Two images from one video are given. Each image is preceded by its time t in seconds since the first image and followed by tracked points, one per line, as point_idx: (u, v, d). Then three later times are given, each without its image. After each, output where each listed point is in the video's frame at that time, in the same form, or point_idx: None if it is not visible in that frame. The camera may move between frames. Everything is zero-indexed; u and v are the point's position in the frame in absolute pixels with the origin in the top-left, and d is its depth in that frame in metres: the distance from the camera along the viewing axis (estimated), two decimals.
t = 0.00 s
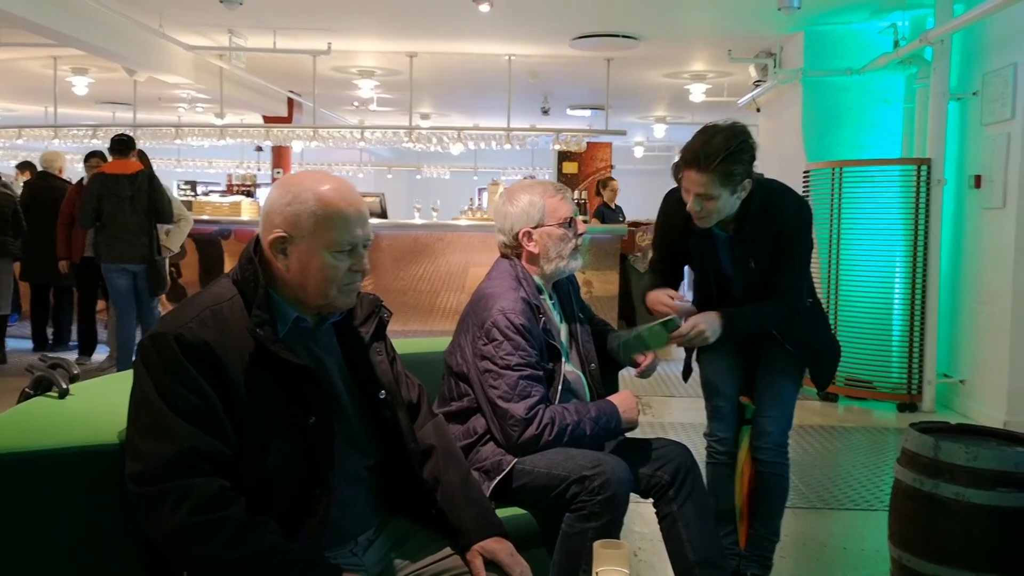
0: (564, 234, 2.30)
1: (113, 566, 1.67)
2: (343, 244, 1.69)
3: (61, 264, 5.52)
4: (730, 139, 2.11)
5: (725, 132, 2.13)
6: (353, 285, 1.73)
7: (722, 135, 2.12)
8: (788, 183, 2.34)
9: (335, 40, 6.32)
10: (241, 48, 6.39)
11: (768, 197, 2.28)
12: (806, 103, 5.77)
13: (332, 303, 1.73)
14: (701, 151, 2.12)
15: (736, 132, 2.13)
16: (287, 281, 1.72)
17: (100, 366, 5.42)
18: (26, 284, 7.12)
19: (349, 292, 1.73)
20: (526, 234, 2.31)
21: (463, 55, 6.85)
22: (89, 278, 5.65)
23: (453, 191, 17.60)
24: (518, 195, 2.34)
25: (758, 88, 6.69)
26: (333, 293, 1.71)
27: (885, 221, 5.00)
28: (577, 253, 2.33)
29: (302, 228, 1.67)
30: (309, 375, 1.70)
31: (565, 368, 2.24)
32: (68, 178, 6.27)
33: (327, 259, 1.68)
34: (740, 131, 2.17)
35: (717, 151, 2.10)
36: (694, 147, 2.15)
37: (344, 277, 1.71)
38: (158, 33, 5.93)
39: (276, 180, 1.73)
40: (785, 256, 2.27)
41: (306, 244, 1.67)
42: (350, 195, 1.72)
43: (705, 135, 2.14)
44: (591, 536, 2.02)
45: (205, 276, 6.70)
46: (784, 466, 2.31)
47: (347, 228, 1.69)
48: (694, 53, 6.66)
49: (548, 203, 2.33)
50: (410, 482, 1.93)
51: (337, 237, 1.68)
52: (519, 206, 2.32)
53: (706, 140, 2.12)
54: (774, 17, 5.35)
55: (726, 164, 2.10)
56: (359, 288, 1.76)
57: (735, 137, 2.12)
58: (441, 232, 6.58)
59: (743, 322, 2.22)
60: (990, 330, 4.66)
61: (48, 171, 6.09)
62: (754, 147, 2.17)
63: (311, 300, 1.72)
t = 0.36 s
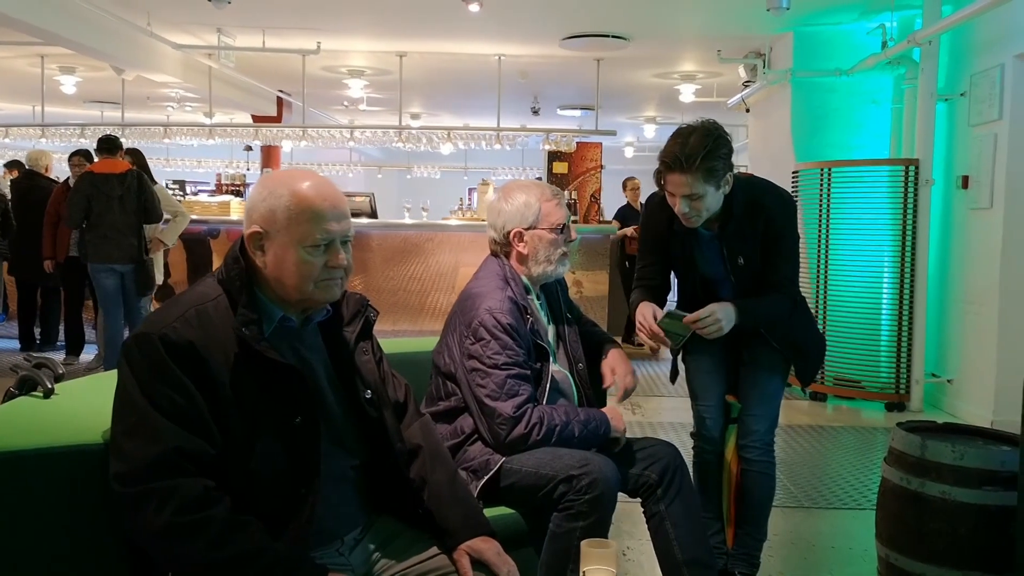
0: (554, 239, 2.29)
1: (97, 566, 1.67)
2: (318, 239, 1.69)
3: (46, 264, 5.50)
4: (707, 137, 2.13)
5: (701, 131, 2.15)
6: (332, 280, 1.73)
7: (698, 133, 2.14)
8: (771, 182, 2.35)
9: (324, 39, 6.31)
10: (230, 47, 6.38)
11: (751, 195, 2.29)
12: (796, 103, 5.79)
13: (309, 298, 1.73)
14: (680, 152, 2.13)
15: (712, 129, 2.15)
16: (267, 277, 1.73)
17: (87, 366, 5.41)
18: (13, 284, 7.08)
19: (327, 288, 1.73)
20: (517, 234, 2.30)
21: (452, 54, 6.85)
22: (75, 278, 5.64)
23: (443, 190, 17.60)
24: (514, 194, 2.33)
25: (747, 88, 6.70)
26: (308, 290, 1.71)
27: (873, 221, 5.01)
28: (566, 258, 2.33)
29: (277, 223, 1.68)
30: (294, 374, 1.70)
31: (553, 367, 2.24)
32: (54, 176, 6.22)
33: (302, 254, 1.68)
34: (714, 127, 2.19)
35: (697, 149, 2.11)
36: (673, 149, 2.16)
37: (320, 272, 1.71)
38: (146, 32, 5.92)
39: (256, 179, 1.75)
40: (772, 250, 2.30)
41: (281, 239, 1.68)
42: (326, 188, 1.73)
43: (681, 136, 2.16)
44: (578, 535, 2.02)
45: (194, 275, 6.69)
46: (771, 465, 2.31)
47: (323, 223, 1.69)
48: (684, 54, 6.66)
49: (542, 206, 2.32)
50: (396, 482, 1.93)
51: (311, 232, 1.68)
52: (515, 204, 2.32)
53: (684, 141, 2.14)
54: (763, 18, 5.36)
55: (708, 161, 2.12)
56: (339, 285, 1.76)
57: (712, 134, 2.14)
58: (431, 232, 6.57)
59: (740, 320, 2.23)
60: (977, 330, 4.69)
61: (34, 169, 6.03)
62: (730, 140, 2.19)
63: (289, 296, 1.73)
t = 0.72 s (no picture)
0: (545, 244, 2.29)
1: (82, 567, 1.66)
2: (295, 236, 1.69)
3: (30, 265, 5.51)
4: (687, 145, 2.13)
5: (680, 139, 2.15)
6: (313, 279, 1.73)
7: (677, 142, 2.15)
8: (754, 182, 2.36)
9: (314, 39, 6.29)
10: (219, 46, 6.36)
11: (734, 195, 2.30)
12: (785, 104, 5.80)
13: (289, 297, 1.73)
14: (662, 162, 2.14)
15: (691, 136, 2.15)
16: (249, 276, 1.74)
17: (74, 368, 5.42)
18: None
19: (310, 287, 1.73)
20: (508, 235, 2.30)
21: (442, 55, 6.84)
22: (59, 278, 5.71)
23: (434, 190, 17.59)
24: (510, 194, 2.32)
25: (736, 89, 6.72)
26: (288, 288, 1.71)
27: (861, 221, 5.03)
28: (555, 263, 2.34)
29: (256, 221, 1.69)
30: (281, 374, 1.70)
31: (541, 367, 2.25)
32: (42, 176, 6.20)
33: (279, 252, 1.68)
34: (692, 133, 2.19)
35: (679, 158, 2.12)
36: (654, 160, 2.16)
37: (298, 269, 1.70)
38: (134, 31, 5.90)
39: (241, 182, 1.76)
40: (756, 250, 2.31)
41: (259, 237, 1.69)
42: (303, 188, 1.73)
43: (661, 145, 2.16)
44: (566, 536, 2.02)
45: (183, 275, 6.67)
46: (758, 465, 2.32)
47: (301, 220, 1.69)
48: (673, 55, 6.68)
49: (536, 210, 2.31)
50: (384, 483, 1.93)
51: (289, 230, 1.68)
52: (509, 204, 2.31)
53: (665, 150, 2.14)
54: (752, 18, 5.38)
55: (690, 169, 2.12)
56: (321, 283, 1.75)
57: (691, 142, 2.14)
58: (421, 232, 6.56)
59: (728, 321, 2.23)
60: (965, 330, 4.71)
61: (21, 170, 6.01)
62: (709, 145, 2.20)
63: (269, 295, 1.73)
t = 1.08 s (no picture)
0: (538, 246, 2.28)
1: (71, 568, 1.65)
2: (281, 233, 1.69)
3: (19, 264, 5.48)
4: (672, 146, 2.14)
5: (665, 140, 2.15)
6: (300, 277, 1.73)
7: (662, 143, 2.15)
8: (742, 183, 2.38)
9: (307, 38, 6.28)
10: (211, 45, 6.34)
11: (723, 196, 2.31)
12: (779, 103, 5.80)
13: (276, 296, 1.73)
14: (647, 165, 2.14)
15: (675, 138, 2.15)
16: (238, 275, 1.74)
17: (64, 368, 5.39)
18: None
19: (297, 286, 1.72)
20: (502, 236, 2.29)
21: (435, 54, 6.84)
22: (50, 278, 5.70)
23: (426, 190, 17.59)
24: (505, 195, 2.31)
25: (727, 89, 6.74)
26: (276, 286, 1.70)
27: (853, 221, 5.04)
28: (547, 265, 2.34)
29: (243, 220, 1.69)
30: (272, 374, 1.70)
31: (533, 367, 2.25)
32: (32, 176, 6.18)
33: (265, 250, 1.68)
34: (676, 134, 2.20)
35: (664, 161, 2.12)
36: (639, 163, 2.16)
37: (284, 268, 1.70)
38: (125, 30, 5.88)
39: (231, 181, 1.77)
40: (745, 250, 2.32)
41: (246, 236, 1.69)
42: (287, 186, 1.72)
43: (645, 147, 2.16)
44: (558, 535, 2.02)
45: (175, 275, 6.65)
46: (749, 465, 2.32)
47: (287, 218, 1.69)
48: (666, 55, 6.69)
49: (531, 212, 2.30)
50: (375, 482, 1.93)
51: (275, 228, 1.68)
52: (505, 205, 2.30)
53: (650, 153, 2.14)
54: (745, 18, 5.39)
55: (676, 171, 2.13)
56: (309, 282, 1.75)
57: (675, 144, 2.15)
58: (413, 232, 6.56)
59: (727, 322, 2.23)
60: (955, 330, 4.73)
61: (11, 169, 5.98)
62: (693, 145, 2.21)
63: (257, 293, 1.73)
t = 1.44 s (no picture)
0: (530, 244, 2.28)
1: (56, 568, 1.64)
2: (262, 231, 1.68)
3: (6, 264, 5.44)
4: (654, 147, 2.13)
5: (647, 140, 2.15)
6: (282, 275, 1.72)
7: (644, 144, 2.15)
8: (728, 182, 2.38)
9: (297, 37, 6.27)
10: (200, 44, 6.33)
11: (710, 195, 2.32)
12: (768, 104, 5.84)
13: (256, 296, 1.72)
14: (630, 166, 2.14)
15: (656, 138, 2.15)
16: (221, 273, 1.74)
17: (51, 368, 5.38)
18: None
19: (280, 283, 1.72)
20: (494, 234, 2.29)
21: (425, 54, 6.84)
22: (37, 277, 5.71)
23: (417, 190, 17.59)
24: (496, 193, 2.31)
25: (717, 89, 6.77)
26: (258, 285, 1.70)
27: (843, 221, 5.06)
28: (538, 263, 2.33)
29: (224, 218, 1.69)
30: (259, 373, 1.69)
31: (523, 366, 2.25)
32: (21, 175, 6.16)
33: (245, 247, 1.68)
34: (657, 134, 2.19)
35: (646, 162, 2.12)
36: (621, 164, 2.16)
37: (266, 265, 1.69)
38: (115, 28, 5.86)
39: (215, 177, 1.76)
40: (732, 248, 2.32)
41: (228, 233, 1.69)
42: (267, 182, 1.71)
43: (628, 148, 2.16)
44: (547, 534, 2.03)
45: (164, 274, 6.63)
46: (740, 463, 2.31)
47: (267, 215, 1.69)
48: (657, 55, 6.70)
49: (522, 209, 2.30)
50: (364, 481, 1.92)
51: (255, 225, 1.68)
52: (496, 203, 2.30)
53: (632, 154, 2.14)
54: (736, 19, 5.40)
55: (659, 172, 2.13)
56: (292, 279, 1.74)
57: (656, 144, 2.14)
58: (404, 232, 6.55)
59: (718, 323, 2.24)
60: (944, 330, 4.74)
61: None
62: (675, 145, 2.20)
63: (238, 293, 1.73)
